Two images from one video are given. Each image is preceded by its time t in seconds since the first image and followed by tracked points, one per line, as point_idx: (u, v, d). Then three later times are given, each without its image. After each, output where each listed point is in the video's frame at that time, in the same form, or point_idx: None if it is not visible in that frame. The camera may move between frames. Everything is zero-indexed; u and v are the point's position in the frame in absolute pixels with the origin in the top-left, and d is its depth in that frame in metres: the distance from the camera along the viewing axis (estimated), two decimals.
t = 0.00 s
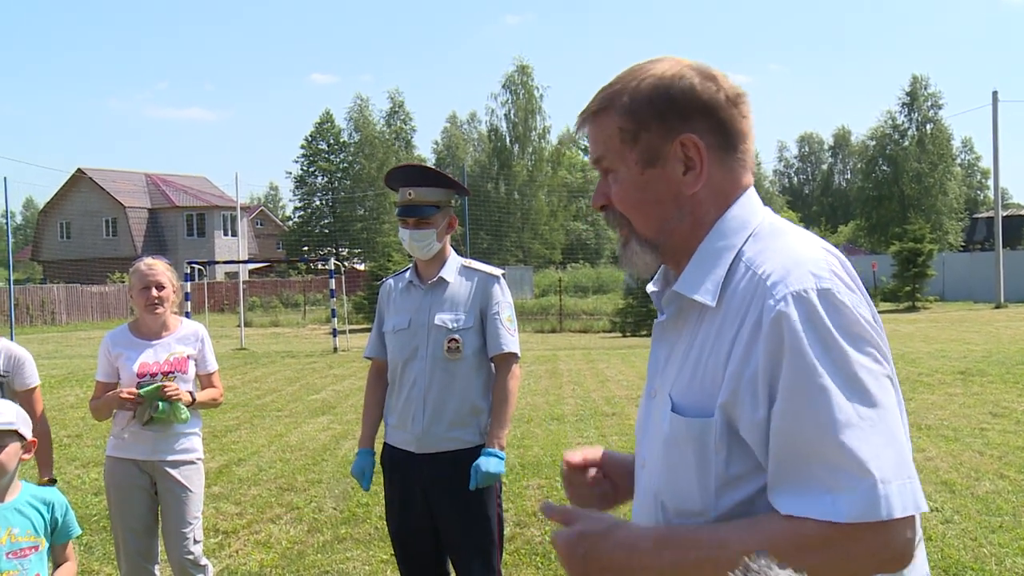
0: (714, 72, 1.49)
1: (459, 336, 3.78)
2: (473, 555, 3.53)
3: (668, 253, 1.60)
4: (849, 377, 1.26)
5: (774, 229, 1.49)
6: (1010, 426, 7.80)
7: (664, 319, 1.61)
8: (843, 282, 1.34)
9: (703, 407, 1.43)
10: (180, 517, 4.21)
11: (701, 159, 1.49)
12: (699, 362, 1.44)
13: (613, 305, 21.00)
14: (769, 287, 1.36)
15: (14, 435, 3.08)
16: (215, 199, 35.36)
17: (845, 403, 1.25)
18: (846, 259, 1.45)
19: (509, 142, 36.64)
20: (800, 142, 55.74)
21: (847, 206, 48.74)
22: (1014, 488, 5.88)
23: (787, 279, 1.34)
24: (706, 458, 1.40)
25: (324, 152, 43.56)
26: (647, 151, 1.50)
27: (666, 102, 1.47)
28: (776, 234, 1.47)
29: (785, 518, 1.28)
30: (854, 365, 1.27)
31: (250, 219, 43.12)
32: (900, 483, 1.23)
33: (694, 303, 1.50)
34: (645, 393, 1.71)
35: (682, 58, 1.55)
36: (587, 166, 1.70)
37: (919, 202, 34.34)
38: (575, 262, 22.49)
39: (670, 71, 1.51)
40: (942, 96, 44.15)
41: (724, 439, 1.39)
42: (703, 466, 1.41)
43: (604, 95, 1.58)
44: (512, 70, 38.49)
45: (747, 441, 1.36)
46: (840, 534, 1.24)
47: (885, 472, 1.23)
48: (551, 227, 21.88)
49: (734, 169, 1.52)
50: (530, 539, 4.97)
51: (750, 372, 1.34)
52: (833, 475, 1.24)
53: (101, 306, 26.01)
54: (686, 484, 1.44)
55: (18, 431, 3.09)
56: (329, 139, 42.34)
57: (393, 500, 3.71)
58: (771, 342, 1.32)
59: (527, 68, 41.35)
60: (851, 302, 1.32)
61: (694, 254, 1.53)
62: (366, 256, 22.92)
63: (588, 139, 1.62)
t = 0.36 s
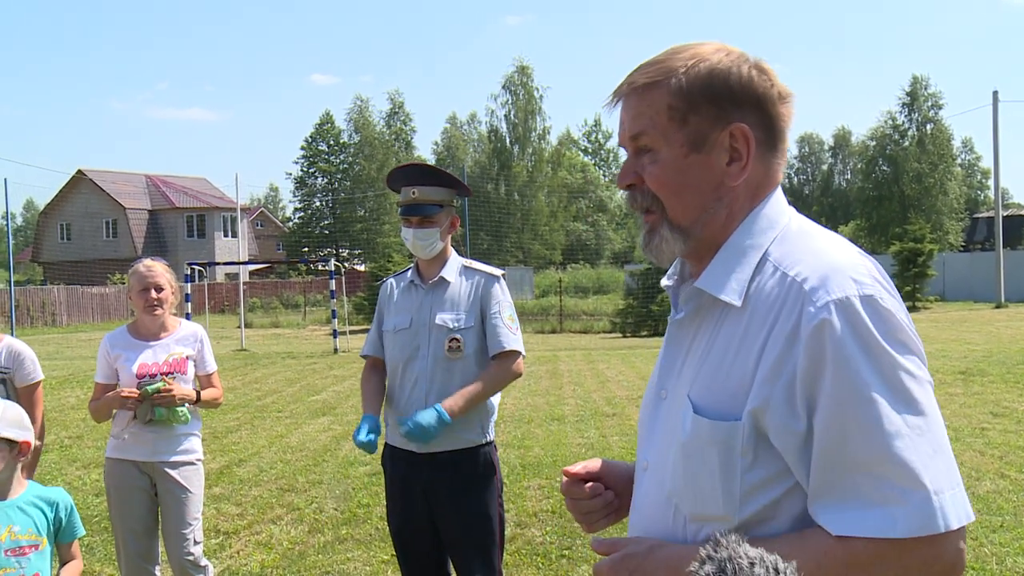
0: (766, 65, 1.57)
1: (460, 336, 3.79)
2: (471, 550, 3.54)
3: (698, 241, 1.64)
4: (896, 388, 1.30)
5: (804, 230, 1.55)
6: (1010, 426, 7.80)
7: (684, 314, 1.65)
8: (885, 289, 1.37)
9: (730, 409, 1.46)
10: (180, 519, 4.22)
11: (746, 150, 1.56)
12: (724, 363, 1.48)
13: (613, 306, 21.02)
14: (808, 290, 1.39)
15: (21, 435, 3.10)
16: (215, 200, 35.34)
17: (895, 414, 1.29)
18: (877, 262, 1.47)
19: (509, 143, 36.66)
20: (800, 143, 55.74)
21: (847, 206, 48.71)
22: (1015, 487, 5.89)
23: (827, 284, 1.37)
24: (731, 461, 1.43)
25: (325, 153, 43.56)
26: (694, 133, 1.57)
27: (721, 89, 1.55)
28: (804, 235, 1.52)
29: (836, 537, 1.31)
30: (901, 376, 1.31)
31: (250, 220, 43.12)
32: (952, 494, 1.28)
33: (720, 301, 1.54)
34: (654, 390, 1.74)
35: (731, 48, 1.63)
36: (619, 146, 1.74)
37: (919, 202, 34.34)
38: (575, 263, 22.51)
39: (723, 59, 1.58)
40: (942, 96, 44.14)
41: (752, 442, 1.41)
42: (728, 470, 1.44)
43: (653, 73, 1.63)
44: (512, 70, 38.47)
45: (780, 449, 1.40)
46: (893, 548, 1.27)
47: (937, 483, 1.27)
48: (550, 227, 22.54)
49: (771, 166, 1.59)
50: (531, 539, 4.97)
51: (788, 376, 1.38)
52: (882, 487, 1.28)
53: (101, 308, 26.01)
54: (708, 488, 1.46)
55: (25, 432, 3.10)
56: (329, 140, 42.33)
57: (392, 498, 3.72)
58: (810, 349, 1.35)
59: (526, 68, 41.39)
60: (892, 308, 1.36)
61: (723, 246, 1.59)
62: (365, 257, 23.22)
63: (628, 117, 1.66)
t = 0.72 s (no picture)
0: (774, 60, 1.58)
1: (463, 336, 3.80)
2: (471, 548, 3.54)
3: (714, 245, 1.65)
4: (935, 395, 1.31)
5: (822, 232, 1.56)
6: (1010, 427, 7.80)
7: (702, 320, 1.65)
8: (918, 291, 1.37)
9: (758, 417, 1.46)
10: (178, 518, 4.21)
11: (762, 150, 1.57)
12: (750, 371, 1.48)
13: (613, 307, 21.02)
14: (840, 294, 1.39)
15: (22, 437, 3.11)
16: (215, 199, 35.35)
17: (933, 420, 1.29)
18: (905, 261, 1.48)
19: (509, 143, 36.64)
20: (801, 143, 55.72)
21: (847, 207, 48.70)
22: (1014, 489, 5.88)
23: (860, 288, 1.38)
24: (762, 468, 1.43)
25: (324, 153, 43.59)
26: (707, 137, 1.58)
27: (733, 91, 1.56)
28: (828, 236, 1.53)
29: (876, 549, 1.31)
30: (939, 382, 1.32)
31: (250, 219, 43.10)
32: (993, 501, 1.29)
33: (744, 304, 1.55)
34: (669, 394, 1.74)
35: (737, 47, 1.63)
36: (627, 152, 1.74)
37: (920, 203, 34.32)
38: (574, 263, 22.50)
39: (729, 58, 1.58)
40: (943, 97, 44.13)
41: (783, 450, 1.41)
42: (758, 478, 1.43)
43: (659, 75, 1.63)
44: (512, 70, 38.43)
45: (811, 456, 1.40)
46: (936, 557, 1.27)
47: (979, 491, 1.28)
48: (550, 227, 22.31)
49: (785, 165, 1.61)
50: (530, 539, 4.97)
51: (821, 381, 1.38)
52: (922, 495, 1.29)
53: (100, 306, 26.02)
54: (738, 496, 1.46)
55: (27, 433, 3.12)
56: (329, 140, 42.36)
57: (393, 495, 3.72)
58: (845, 356, 1.35)
59: (526, 68, 41.31)
60: (926, 309, 1.36)
61: (743, 250, 1.59)
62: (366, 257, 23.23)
63: (636, 125, 1.67)
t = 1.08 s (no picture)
0: (770, 62, 1.56)
1: (436, 338, 3.80)
2: (442, 552, 3.54)
3: (705, 245, 1.61)
4: (928, 401, 1.29)
5: (812, 236, 1.55)
6: (973, 430, 7.95)
7: (687, 323, 1.62)
8: (909, 297, 1.37)
9: (749, 422, 1.43)
10: (146, 520, 4.17)
11: (757, 152, 1.55)
12: (742, 375, 1.46)
13: (585, 309, 21.09)
14: (834, 298, 1.38)
15: None
16: (187, 198, 35.01)
17: (929, 426, 1.27)
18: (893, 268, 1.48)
19: (484, 145, 36.68)
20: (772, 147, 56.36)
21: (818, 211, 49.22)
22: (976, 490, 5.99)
23: (856, 292, 1.36)
24: (753, 476, 1.41)
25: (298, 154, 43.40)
26: (703, 134, 1.55)
27: (730, 91, 1.54)
28: (816, 243, 1.52)
29: (871, 551, 1.28)
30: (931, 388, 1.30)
31: (222, 219, 42.69)
32: (983, 508, 1.27)
33: (732, 306, 1.52)
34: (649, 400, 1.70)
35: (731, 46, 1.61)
36: (615, 146, 1.69)
37: (888, 209, 34.79)
38: (548, 265, 22.57)
39: (725, 56, 1.56)
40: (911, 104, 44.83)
41: (774, 458, 1.40)
42: (750, 485, 1.41)
43: (656, 69, 1.59)
44: (487, 72, 38.49)
45: (803, 462, 1.38)
46: (928, 562, 1.25)
47: (972, 498, 1.26)
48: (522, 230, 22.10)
49: (774, 168, 1.60)
50: (500, 541, 4.99)
51: (814, 387, 1.36)
52: (917, 502, 1.26)
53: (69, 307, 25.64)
54: (729, 501, 1.44)
55: None
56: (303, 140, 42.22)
57: (365, 498, 3.72)
58: (840, 359, 1.33)
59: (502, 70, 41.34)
60: (920, 315, 1.35)
61: (733, 252, 1.57)
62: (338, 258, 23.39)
63: (626, 117, 1.63)
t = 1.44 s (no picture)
0: (781, 62, 1.55)
1: (430, 340, 3.80)
2: (436, 554, 3.53)
3: (707, 244, 1.62)
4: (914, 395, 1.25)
5: (815, 239, 1.56)
6: (967, 431, 7.97)
7: (688, 321, 1.62)
8: (908, 302, 1.35)
9: (747, 421, 1.44)
10: (138, 523, 4.15)
11: (763, 154, 1.55)
12: (745, 374, 1.46)
13: (579, 310, 21.08)
14: (833, 299, 1.37)
15: None
16: (179, 199, 34.92)
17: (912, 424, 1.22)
18: (897, 274, 1.46)
19: (477, 146, 36.65)
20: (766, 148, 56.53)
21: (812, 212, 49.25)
22: (971, 492, 6.00)
23: (855, 293, 1.35)
24: (749, 474, 1.41)
25: (290, 154, 43.35)
26: (711, 134, 1.54)
27: (737, 90, 1.52)
28: (818, 245, 1.52)
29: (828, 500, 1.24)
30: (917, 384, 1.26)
31: (214, 219, 42.56)
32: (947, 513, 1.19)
33: (735, 306, 1.52)
34: (647, 396, 1.70)
35: (739, 42, 1.58)
36: (622, 140, 1.67)
37: (882, 210, 34.90)
38: (541, 266, 22.58)
39: (735, 54, 1.54)
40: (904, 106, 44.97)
41: (771, 462, 1.39)
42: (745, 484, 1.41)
43: (666, 67, 1.56)
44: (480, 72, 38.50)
45: (796, 460, 1.37)
46: (899, 548, 1.19)
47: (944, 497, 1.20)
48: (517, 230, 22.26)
49: (779, 165, 1.59)
50: (495, 542, 4.99)
51: (808, 387, 1.34)
52: (889, 491, 1.21)
53: (60, 307, 25.54)
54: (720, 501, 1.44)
55: None
56: (296, 142, 42.22)
57: (359, 499, 3.71)
58: (839, 357, 1.30)
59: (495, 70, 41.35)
60: (911, 315, 1.34)
61: (734, 254, 1.58)
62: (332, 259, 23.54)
63: (634, 110, 1.61)
